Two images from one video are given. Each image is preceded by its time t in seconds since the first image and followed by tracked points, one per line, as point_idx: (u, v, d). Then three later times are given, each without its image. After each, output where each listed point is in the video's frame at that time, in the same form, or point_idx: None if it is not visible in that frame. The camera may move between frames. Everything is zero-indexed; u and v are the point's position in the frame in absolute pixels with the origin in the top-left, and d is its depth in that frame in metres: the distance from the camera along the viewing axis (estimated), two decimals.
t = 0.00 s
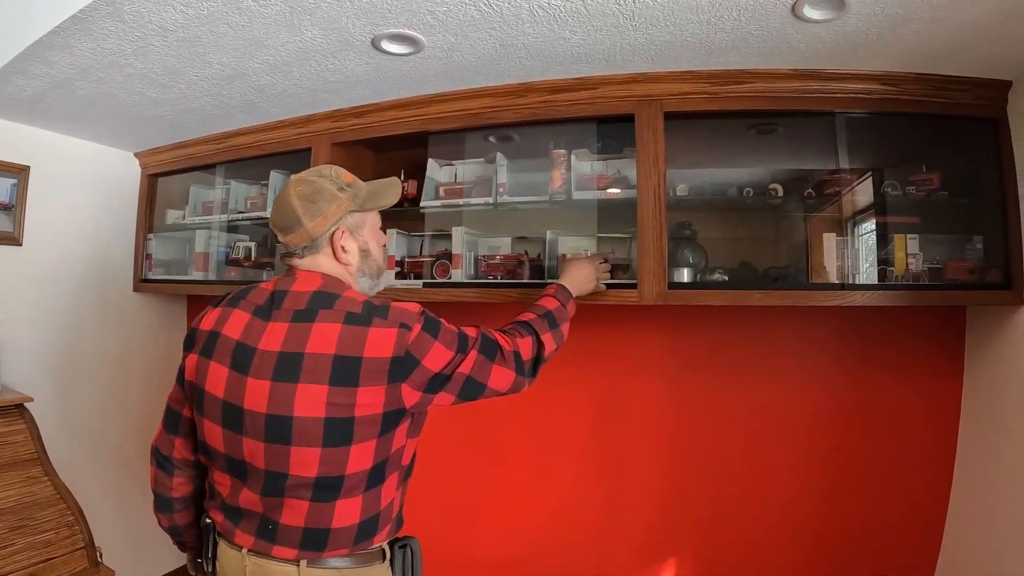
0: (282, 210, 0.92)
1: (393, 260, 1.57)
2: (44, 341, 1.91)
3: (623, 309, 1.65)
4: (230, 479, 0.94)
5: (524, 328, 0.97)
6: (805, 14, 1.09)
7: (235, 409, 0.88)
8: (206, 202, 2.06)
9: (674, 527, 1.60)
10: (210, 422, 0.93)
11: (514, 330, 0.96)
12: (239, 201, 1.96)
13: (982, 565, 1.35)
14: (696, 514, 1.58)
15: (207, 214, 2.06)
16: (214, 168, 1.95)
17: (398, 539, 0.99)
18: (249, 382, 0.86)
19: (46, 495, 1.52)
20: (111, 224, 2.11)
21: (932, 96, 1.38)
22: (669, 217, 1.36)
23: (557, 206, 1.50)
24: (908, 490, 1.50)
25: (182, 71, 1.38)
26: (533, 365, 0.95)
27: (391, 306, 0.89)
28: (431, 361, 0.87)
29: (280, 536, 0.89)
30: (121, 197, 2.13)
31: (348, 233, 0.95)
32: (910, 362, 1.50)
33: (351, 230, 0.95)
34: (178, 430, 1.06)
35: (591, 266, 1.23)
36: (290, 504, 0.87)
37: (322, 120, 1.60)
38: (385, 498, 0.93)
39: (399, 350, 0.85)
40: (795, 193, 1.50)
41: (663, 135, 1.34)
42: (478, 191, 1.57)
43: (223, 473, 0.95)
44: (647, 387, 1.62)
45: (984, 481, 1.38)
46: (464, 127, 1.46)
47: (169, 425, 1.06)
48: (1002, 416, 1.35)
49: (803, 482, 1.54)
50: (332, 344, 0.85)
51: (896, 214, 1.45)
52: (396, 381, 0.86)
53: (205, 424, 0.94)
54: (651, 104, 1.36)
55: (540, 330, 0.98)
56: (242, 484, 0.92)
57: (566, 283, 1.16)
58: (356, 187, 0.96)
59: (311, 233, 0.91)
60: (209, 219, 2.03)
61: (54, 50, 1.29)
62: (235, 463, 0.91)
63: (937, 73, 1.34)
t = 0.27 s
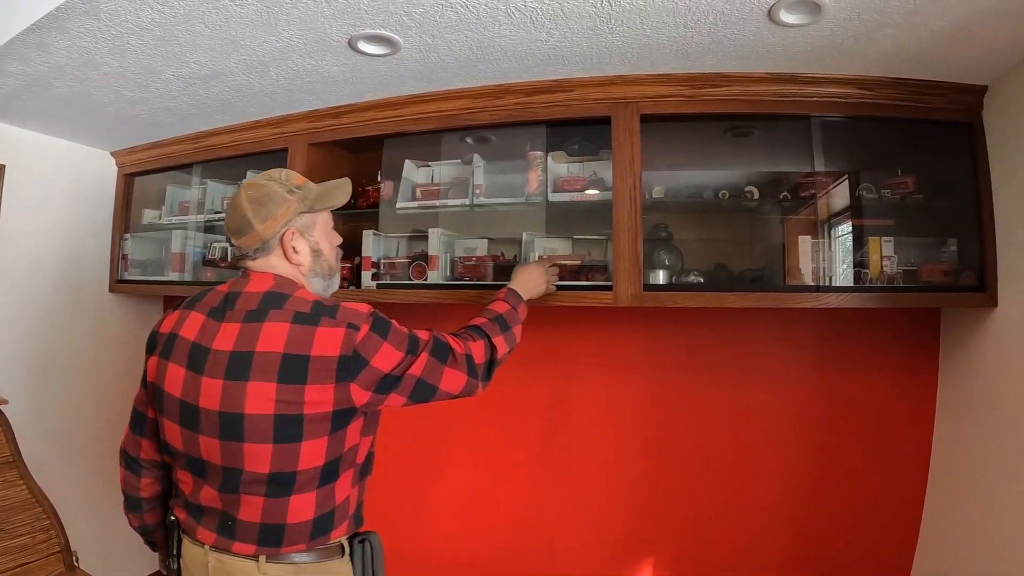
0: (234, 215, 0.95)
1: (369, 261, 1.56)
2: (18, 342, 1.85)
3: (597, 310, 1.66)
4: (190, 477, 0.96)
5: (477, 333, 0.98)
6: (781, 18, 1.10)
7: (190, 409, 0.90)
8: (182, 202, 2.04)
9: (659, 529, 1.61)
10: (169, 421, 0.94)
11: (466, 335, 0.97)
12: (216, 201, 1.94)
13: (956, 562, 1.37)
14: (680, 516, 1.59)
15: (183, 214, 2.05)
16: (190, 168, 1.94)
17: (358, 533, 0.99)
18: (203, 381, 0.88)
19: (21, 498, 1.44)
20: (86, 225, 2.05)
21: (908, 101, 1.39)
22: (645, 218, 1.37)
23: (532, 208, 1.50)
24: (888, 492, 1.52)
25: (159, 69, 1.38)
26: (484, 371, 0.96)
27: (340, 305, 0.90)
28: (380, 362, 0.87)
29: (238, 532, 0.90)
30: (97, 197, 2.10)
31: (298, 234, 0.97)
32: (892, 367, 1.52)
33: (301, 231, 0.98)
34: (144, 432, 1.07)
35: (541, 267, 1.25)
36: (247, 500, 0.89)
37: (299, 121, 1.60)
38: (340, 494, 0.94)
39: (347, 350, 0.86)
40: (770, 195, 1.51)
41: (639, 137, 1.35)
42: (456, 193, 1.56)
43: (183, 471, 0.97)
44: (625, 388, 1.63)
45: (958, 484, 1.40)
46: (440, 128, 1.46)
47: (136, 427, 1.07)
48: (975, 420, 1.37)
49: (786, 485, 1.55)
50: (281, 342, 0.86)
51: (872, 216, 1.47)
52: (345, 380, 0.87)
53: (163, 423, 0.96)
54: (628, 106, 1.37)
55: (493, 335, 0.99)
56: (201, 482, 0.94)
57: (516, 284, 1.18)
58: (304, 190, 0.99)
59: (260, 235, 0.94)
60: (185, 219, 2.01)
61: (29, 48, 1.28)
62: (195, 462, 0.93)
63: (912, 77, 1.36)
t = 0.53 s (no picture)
0: (185, 219, 0.97)
1: (344, 262, 1.56)
2: None
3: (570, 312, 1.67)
4: (146, 476, 1.00)
5: (427, 337, 0.99)
6: (756, 23, 1.11)
7: (144, 408, 0.94)
8: (158, 202, 2.01)
9: (650, 533, 1.61)
10: (126, 421, 0.98)
11: (416, 340, 0.98)
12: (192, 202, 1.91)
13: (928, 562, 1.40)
14: (671, 519, 1.60)
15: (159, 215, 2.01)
16: (165, 168, 1.92)
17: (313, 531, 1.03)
18: (156, 381, 0.91)
19: None
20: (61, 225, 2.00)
21: (885, 106, 1.40)
22: (620, 221, 1.38)
23: (507, 210, 1.50)
24: (874, 493, 1.54)
25: (134, 68, 1.37)
26: (435, 376, 0.98)
27: (289, 308, 0.93)
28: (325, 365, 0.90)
29: (193, 530, 0.95)
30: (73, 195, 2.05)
31: (250, 237, 1.00)
32: (877, 372, 1.54)
33: (253, 235, 1.00)
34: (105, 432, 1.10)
35: (489, 271, 1.27)
36: (200, 497, 0.93)
37: (274, 121, 1.60)
38: (291, 493, 0.98)
39: (293, 353, 0.89)
40: (745, 197, 1.52)
41: (614, 140, 1.36)
42: (430, 195, 1.57)
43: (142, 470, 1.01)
44: (602, 388, 1.64)
45: (932, 487, 1.42)
46: (415, 130, 1.47)
47: (97, 428, 1.10)
48: (948, 422, 1.39)
49: (776, 487, 1.56)
50: (229, 344, 0.89)
51: (848, 219, 1.48)
52: (291, 382, 0.89)
53: (121, 424, 1.00)
54: (603, 109, 1.37)
55: (444, 340, 1.00)
56: (157, 481, 0.98)
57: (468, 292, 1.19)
58: (256, 194, 1.01)
59: (213, 239, 0.96)
60: (160, 219, 1.98)
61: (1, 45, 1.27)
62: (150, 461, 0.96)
63: (889, 83, 1.37)
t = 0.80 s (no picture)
0: (140, 224, 1.02)
1: (318, 263, 1.58)
2: None
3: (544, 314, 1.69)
4: (105, 478, 1.03)
5: (378, 339, 1.03)
6: (732, 28, 1.12)
7: (99, 409, 0.98)
8: (133, 202, 1.97)
9: (627, 533, 1.62)
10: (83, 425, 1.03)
11: (368, 342, 1.01)
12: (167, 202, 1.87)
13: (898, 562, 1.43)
14: (654, 520, 1.61)
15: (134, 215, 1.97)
16: (141, 167, 1.90)
17: (268, 531, 1.05)
18: (111, 382, 0.95)
19: None
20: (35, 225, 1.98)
21: (861, 110, 1.42)
22: (594, 224, 1.39)
23: (483, 212, 1.51)
24: (852, 496, 1.56)
25: (109, 68, 1.36)
26: (387, 376, 1.01)
27: (239, 308, 0.96)
28: (276, 365, 0.93)
29: (150, 531, 0.98)
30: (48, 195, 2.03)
31: (203, 240, 1.05)
32: (858, 375, 1.56)
33: (206, 237, 1.05)
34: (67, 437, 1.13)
35: (444, 276, 1.26)
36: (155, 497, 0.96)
37: (250, 120, 1.60)
38: (245, 494, 1.01)
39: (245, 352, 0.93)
40: (719, 200, 1.54)
41: (590, 143, 1.37)
42: (405, 196, 1.58)
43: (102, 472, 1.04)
44: (580, 389, 1.65)
45: (905, 488, 1.44)
46: (390, 130, 1.48)
47: (59, 433, 1.13)
48: (920, 422, 1.41)
49: (759, 489, 1.58)
50: (179, 344, 0.93)
51: (822, 222, 1.50)
52: (241, 381, 0.93)
53: (81, 427, 1.03)
54: (580, 111, 1.38)
55: (396, 342, 1.03)
56: (115, 483, 1.01)
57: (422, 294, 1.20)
58: (208, 198, 1.06)
59: (168, 242, 1.01)
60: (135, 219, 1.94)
61: None
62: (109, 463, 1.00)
63: (864, 87, 1.39)
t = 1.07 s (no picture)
0: (111, 221, 1.02)
1: (302, 263, 1.59)
2: None
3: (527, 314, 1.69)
4: (74, 480, 1.04)
5: (345, 339, 1.05)
6: (716, 28, 1.12)
7: (68, 410, 0.99)
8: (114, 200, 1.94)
9: (613, 533, 1.63)
10: (53, 426, 1.03)
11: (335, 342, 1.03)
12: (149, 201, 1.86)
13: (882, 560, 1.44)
14: (642, 520, 1.62)
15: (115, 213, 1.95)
16: (123, 165, 1.89)
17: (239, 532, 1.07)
18: (78, 383, 0.96)
19: None
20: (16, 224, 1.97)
21: (846, 111, 1.42)
22: (578, 224, 1.39)
23: (467, 212, 1.51)
24: (840, 496, 1.57)
25: (92, 65, 1.35)
26: (354, 375, 1.03)
27: (206, 307, 0.98)
28: (242, 364, 0.95)
29: (120, 532, 0.98)
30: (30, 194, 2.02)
31: (175, 238, 1.06)
32: (846, 376, 1.58)
33: (178, 236, 1.06)
34: (36, 443, 1.13)
35: (408, 275, 1.28)
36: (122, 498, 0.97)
37: (233, 120, 1.59)
38: (214, 494, 1.02)
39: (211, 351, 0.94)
40: (703, 201, 1.55)
41: (573, 143, 1.38)
42: (389, 196, 1.59)
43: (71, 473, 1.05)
44: (565, 389, 1.65)
45: (888, 487, 1.46)
46: (373, 130, 1.48)
47: (28, 440, 1.13)
48: (903, 421, 1.43)
49: (747, 489, 1.59)
50: (148, 344, 0.94)
51: (806, 223, 1.50)
52: (207, 378, 0.94)
53: (49, 428, 1.04)
54: (565, 112, 1.39)
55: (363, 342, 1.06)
56: (84, 484, 1.02)
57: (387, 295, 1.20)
58: (180, 198, 1.08)
59: (140, 238, 1.01)
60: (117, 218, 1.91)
61: None
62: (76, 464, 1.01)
63: (848, 89, 1.40)
